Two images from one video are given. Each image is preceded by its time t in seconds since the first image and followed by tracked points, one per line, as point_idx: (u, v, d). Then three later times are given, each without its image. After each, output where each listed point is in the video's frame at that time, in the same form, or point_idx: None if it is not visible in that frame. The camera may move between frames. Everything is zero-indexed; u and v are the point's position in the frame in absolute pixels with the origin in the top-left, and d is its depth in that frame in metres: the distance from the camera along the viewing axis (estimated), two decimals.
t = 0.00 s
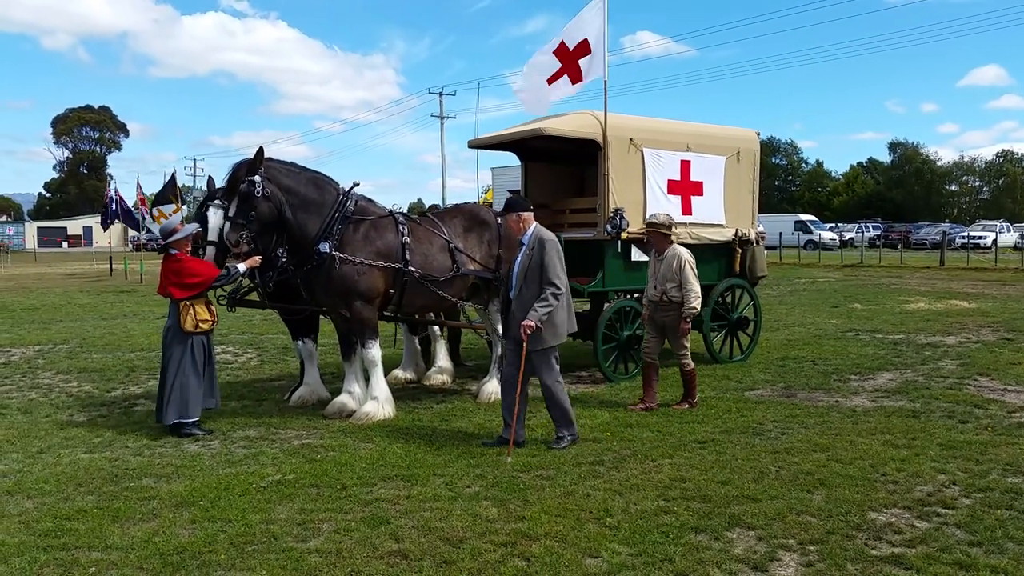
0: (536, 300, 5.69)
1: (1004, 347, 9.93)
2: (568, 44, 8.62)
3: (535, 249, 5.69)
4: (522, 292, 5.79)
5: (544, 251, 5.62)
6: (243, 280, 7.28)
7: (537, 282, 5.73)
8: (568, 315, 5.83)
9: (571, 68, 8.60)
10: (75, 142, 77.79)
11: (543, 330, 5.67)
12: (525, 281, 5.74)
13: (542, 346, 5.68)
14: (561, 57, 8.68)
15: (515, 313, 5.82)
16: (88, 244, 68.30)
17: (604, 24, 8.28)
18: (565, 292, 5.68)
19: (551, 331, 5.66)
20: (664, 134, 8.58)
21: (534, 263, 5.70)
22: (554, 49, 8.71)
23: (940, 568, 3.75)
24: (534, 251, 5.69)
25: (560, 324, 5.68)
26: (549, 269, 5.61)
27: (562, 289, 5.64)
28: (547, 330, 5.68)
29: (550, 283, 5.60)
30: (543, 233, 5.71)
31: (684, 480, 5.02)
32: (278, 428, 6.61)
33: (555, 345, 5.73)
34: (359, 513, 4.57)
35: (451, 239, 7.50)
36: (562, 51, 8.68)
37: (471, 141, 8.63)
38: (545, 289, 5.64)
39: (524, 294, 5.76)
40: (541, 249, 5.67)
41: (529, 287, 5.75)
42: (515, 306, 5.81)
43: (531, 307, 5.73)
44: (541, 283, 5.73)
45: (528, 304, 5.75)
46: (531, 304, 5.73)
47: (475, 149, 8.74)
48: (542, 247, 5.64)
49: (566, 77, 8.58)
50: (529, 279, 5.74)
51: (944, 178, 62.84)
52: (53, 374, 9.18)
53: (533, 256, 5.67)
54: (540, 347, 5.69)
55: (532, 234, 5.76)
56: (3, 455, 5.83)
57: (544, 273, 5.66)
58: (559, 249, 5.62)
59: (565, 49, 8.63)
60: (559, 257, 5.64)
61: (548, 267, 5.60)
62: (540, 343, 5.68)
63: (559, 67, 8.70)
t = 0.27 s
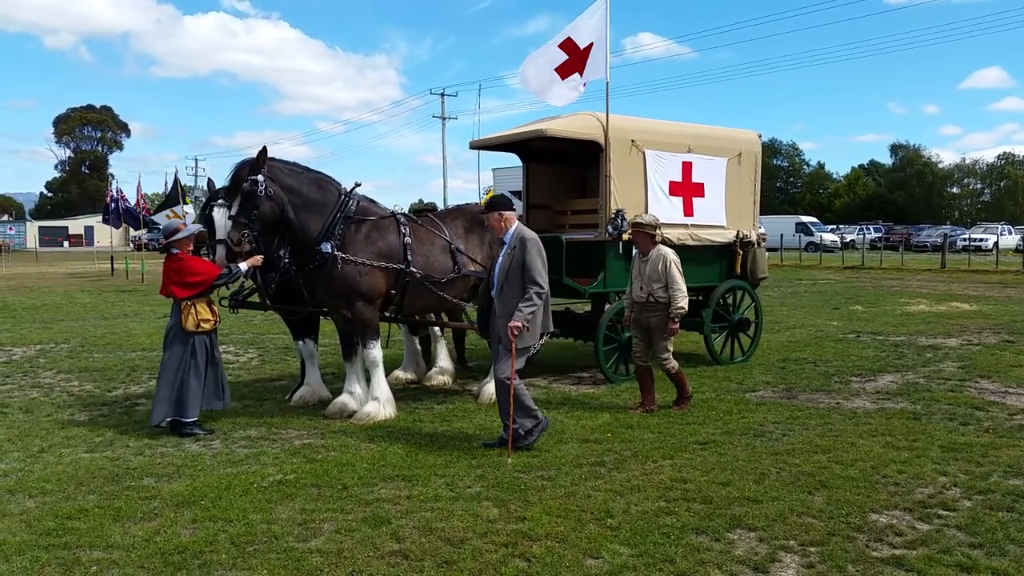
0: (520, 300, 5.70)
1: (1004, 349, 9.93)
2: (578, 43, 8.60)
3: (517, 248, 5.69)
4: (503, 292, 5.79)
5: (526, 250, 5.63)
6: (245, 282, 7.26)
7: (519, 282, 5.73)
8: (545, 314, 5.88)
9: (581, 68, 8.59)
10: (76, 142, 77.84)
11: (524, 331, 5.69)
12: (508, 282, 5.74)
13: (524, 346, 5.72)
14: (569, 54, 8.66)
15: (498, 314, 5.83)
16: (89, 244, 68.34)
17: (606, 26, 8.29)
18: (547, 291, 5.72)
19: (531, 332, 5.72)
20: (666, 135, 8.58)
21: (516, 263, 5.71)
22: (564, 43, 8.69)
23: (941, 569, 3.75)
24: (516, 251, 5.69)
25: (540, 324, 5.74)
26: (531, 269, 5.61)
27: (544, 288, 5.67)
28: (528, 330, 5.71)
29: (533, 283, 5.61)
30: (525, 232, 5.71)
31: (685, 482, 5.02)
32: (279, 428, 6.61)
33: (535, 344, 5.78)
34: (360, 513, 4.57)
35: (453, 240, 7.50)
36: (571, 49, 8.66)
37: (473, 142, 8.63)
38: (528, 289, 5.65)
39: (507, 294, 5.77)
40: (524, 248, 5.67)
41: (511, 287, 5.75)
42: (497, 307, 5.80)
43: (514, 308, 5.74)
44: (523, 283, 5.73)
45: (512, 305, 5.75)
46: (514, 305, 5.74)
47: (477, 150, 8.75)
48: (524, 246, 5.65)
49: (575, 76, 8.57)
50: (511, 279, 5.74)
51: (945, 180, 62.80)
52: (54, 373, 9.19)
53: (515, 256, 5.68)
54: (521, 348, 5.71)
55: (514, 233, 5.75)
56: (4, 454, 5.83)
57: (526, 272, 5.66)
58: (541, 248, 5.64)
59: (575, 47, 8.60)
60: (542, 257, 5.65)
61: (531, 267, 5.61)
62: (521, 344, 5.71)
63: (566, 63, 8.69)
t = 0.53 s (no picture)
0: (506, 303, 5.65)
1: (1008, 352, 9.91)
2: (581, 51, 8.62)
3: (502, 250, 5.65)
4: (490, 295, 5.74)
5: (510, 252, 5.58)
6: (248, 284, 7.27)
7: (504, 284, 5.68)
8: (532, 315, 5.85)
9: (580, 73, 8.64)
10: (80, 143, 78.01)
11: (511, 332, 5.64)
12: (493, 285, 5.69)
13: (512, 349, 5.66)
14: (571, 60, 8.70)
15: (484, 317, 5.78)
16: (93, 245, 68.47)
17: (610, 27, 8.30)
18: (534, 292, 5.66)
19: (519, 333, 5.66)
20: (669, 137, 8.58)
21: (501, 265, 5.66)
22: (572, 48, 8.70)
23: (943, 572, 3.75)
24: (501, 253, 5.65)
25: (528, 326, 5.68)
26: (516, 271, 5.56)
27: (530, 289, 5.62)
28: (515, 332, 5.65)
29: (518, 285, 5.56)
30: (508, 234, 5.66)
31: (688, 484, 5.02)
32: (282, 429, 6.62)
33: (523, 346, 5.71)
34: (362, 515, 4.58)
35: (456, 242, 7.52)
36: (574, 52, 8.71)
37: (476, 144, 8.64)
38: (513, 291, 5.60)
39: (493, 296, 5.72)
40: (508, 249, 5.62)
41: (497, 290, 5.70)
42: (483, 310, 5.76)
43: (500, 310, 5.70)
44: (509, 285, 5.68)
45: (497, 308, 5.70)
46: (500, 307, 5.68)
47: (480, 152, 8.76)
48: (508, 248, 5.60)
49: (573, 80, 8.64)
50: (496, 281, 5.69)
51: (949, 182, 62.71)
52: (57, 374, 9.21)
53: (500, 259, 5.64)
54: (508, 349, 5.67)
55: (498, 235, 5.71)
56: (7, 454, 5.84)
57: (512, 274, 5.61)
58: (525, 249, 5.58)
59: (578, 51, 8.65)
60: (526, 258, 5.59)
61: (515, 269, 5.56)
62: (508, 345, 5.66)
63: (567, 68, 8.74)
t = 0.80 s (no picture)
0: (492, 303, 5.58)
1: (1015, 351, 9.87)
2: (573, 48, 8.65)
3: (490, 251, 5.59)
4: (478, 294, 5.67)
5: (498, 252, 5.52)
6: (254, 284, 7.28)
7: (492, 285, 5.63)
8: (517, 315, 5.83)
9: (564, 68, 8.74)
10: (86, 143, 78.25)
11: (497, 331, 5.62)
12: (480, 285, 5.63)
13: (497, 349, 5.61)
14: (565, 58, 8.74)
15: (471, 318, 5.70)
16: (99, 244, 68.68)
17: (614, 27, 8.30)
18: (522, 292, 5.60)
19: (504, 333, 5.64)
20: (674, 136, 8.57)
21: (489, 265, 5.61)
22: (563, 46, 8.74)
23: (951, 571, 3.74)
24: (489, 253, 5.59)
25: (513, 325, 5.65)
26: (504, 270, 5.51)
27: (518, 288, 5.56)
28: (501, 331, 5.62)
29: (506, 284, 5.50)
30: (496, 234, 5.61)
31: (694, 483, 5.02)
32: (288, 428, 6.64)
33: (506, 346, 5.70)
34: (369, 513, 4.59)
35: (462, 241, 7.52)
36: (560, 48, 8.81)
37: (482, 143, 8.65)
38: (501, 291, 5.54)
39: (480, 297, 5.65)
40: (496, 250, 5.57)
41: (484, 290, 5.64)
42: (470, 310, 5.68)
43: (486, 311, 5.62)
44: (496, 285, 5.63)
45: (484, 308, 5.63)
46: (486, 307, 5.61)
47: (485, 151, 8.76)
48: (496, 248, 5.55)
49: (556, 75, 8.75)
50: (484, 282, 5.63)
51: (955, 181, 62.52)
52: (64, 373, 9.25)
53: (487, 259, 5.58)
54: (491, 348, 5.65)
55: (486, 235, 5.65)
56: (16, 453, 5.87)
57: (500, 274, 5.56)
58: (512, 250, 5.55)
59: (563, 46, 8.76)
60: (514, 259, 5.55)
61: (504, 269, 5.51)
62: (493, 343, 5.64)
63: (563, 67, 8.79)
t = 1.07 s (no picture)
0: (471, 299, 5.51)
1: (1016, 348, 9.87)
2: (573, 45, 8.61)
3: (472, 246, 5.57)
4: (460, 288, 5.68)
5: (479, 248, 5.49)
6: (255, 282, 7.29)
7: (474, 280, 5.60)
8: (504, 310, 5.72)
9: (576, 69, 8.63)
10: (87, 139, 78.23)
11: (479, 328, 5.53)
12: (463, 280, 5.63)
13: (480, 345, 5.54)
14: (567, 57, 8.69)
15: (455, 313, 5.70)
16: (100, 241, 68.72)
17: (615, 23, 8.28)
18: (503, 289, 5.55)
19: (487, 330, 5.54)
20: (676, 133, 8.56)
21: (471, 260, 5.59)
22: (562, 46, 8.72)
23: (951, 568, 3.75)
24: (470, 248, 5.57)
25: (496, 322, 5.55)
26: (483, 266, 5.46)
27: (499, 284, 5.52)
28: (483, 328, 5.53)
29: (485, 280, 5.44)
30: (481, 229, 5.57)
31: (695, 479, 5.02)
32: (289, 424, 6.65)
33: (492, 343, 5.59)
34: (370, 509, 4.59)
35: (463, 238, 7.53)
36: (566, 48, 8.70)
37: (482, 140, 8.65)
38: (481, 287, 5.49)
39: (463, 291, 5.66)
40: (477, 245, 5.53)
41: (467, 286, 5.63)
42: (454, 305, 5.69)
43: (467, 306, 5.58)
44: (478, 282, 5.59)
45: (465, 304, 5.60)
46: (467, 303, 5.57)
47: (486, 147, 8.75)
48: (477, 243, 5.51)
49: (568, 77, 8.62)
50: (467, 277, 5.62)
51: (956, 178, 62.44)
52: (65, 369, 9.26)
53: (469, 254, 5.56)
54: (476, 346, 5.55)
55: (471, 230, 5.63)
56: (17, 449, 5.88)
57: (480, 270, 5.51)
58: (495, 246, 5.50)
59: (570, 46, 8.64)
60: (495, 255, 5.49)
61: (484, 265, 5.47)
62: (477, 340, 5.54)
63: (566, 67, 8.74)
